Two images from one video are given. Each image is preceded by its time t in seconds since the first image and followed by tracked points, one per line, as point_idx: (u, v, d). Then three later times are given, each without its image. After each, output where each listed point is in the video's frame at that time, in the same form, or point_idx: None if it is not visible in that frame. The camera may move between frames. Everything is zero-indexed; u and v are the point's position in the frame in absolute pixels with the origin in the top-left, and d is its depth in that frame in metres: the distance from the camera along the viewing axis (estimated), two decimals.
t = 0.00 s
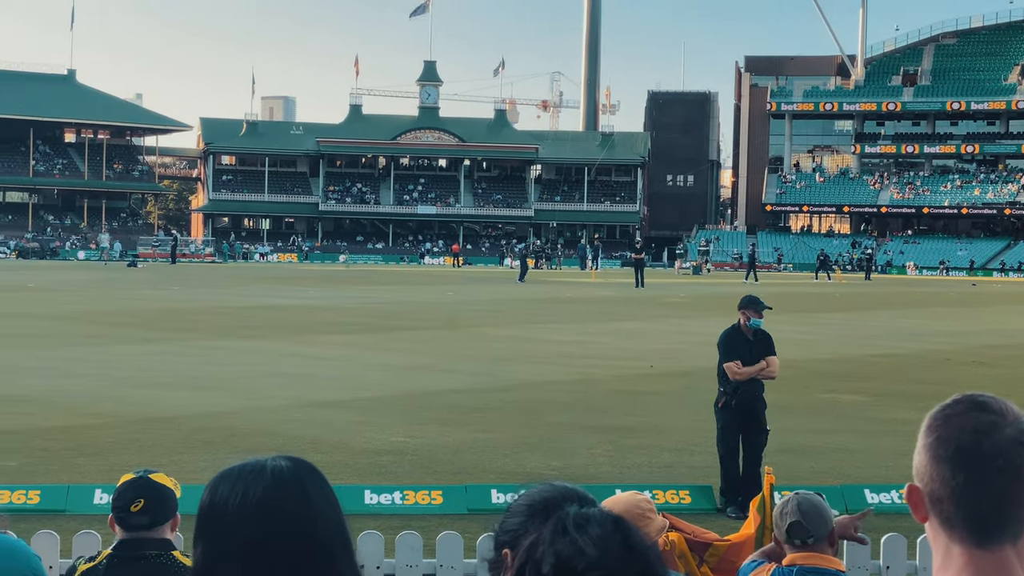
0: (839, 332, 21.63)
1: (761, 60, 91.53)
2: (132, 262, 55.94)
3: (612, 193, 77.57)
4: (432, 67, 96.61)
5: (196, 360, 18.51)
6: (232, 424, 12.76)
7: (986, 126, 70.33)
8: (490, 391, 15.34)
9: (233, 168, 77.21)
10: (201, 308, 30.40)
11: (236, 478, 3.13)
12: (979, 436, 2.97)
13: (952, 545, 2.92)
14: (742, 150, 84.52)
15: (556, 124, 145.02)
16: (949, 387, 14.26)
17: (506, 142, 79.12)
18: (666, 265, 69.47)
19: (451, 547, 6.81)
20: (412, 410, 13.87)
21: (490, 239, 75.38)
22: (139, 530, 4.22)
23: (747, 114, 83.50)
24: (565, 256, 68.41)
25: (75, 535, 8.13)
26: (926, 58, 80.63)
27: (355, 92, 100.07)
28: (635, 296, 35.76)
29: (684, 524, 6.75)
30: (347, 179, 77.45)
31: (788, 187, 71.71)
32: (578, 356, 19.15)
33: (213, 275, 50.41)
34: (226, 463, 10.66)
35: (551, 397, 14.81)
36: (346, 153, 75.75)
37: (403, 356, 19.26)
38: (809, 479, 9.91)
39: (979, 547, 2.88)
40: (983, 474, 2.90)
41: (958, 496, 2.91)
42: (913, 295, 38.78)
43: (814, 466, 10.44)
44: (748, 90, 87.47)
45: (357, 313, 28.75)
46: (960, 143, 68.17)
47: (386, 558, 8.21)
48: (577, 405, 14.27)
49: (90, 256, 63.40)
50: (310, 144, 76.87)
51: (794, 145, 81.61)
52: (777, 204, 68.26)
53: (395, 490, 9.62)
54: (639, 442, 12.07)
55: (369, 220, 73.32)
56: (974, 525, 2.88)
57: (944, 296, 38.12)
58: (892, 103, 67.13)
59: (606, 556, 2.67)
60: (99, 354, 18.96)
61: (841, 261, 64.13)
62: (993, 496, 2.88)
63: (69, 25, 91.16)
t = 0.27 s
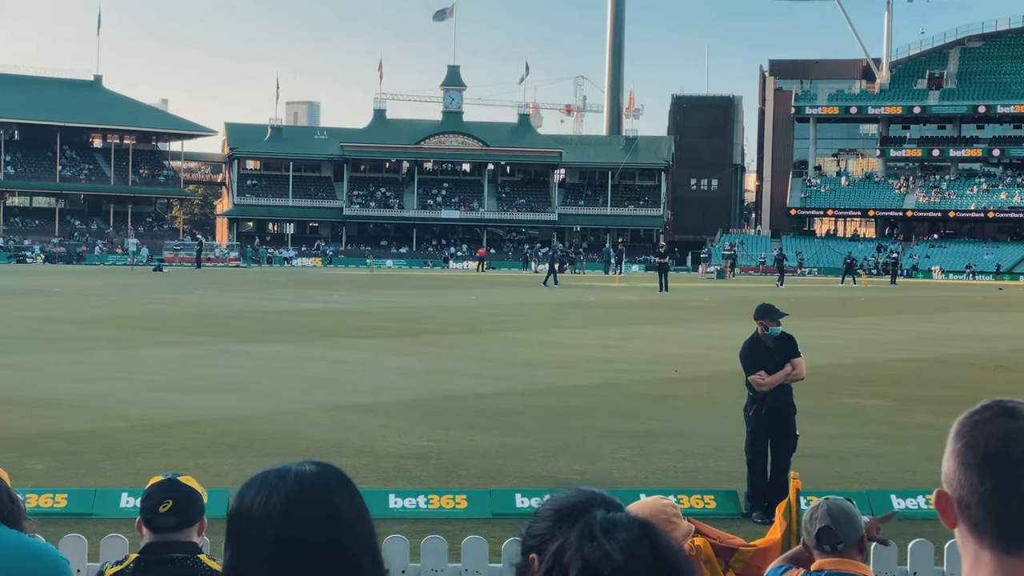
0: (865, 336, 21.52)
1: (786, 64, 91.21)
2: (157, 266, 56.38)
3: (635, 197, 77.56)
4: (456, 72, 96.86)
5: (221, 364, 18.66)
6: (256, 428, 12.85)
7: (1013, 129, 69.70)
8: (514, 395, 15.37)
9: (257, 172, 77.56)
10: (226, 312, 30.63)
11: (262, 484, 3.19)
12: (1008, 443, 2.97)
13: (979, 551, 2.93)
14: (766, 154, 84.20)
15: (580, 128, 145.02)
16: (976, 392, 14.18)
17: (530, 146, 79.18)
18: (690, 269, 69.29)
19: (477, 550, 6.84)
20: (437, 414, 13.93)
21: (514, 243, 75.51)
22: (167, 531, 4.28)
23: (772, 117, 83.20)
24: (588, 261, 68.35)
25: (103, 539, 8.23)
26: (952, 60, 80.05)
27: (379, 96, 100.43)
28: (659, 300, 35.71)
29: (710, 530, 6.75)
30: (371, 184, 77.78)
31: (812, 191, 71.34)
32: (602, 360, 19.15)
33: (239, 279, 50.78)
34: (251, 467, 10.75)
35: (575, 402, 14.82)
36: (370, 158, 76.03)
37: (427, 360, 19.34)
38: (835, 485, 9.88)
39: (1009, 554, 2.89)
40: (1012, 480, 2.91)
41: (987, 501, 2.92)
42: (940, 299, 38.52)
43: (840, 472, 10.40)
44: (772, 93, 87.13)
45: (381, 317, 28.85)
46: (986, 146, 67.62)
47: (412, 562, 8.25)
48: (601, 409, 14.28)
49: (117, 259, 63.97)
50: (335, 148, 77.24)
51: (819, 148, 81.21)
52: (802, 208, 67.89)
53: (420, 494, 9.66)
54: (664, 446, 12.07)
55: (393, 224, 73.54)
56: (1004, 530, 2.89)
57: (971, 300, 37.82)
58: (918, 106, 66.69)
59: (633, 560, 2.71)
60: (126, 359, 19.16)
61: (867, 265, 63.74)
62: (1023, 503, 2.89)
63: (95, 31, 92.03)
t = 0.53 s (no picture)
0: (891, 341, 21.39)
1: (810, 68, 90.77)
2: (182, 271, 56.81)
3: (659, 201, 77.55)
4: (479, 77, 97.07)
5: (247, 369, 18.80)
6: (281, 433, 12.95)
7: None
8: (538, 400, 15.41)
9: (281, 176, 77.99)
10: (251, 317, 30.84)
11: (287, 488, 3.25)
12: None
13: (1009, 558, 2.93)
14: (791, 158, 83.81)
15: (604, 132, 144.90)
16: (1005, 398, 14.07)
17: (553, 150, 79.21)
18: (714, 274, 69.00)
19: (500, 555, 6.87)
20: (461, 419, 13.98)
21: (537, 247, 75.54)
22: (195, 534, 4.35)
23: (796, 121, 82.81)
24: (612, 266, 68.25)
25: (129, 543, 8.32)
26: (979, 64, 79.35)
27: (403, 102, 100.81)
28: (683, 305, 35.62)
29: (736, 535, 6.73)
30: (394, 189, 78.00)
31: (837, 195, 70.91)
32: (627, 365, 19.15)
33: (263, 284, 51.05)
34: (276, 471, 10.84)
35: (599, 407, 14.84)
36: (394, 162, 76.30)
37: (451, 365, 19.41)
38: (861, 490, 9.85)
39: None
40: None
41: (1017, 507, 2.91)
42: (967, 303, 38.22)
43: (866, 477, 10.35)
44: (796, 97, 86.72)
45: (404, 322, 28.96)
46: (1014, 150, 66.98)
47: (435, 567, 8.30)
48: (625, 415, 14.27)
49: (142, 265, 64.47)
50: (358, 153, 77.54)
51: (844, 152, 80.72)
52: (826, 212, 67.51)
53: (444, 498, 9.70)
54: (688, 452, 12.05)
55: (416, 229, 73.77)
56: None
57: (999, 305, 37.47)
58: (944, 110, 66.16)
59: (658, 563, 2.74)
60: (152, 363, 19.35)
61: (892, 269, 63.30)
62: None
63: (122, 38, 92.92)
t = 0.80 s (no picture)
0: (918, 345, 21.27)
1: (836, 72, 90.39)
2: (208, 276, 57.35)
3: (684, 207, 77.74)
4: (503, 82, 97.30)
5: (272, 374, 18.95)
6: (307, 438, 13.05)
7: None
8: (562, 405, 15.44)
9: (306, 182, 78.53)
10: (276, 322, 31.03)
11: (309, 494, 3.32)
12: None
13: None
14: (816, 162, 83.47)
15: (628, 137, 144.76)
16: None
17: (577, 156, 79.32)
18: (738, 279, 68.78)
19: (524, 559, 6.91)
20: (485, 424, 14.03)
21: (561, 253, 75.66)
22: (221, 537, 4.42)
23: (821, 126, 82.50)
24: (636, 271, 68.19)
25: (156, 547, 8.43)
26: (1006, 67, 78.72)
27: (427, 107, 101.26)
28: (708, 310, 35.54)
29: (762, 541, 6.72)
30: (419, 194, 78.26)
31: (863, 200, 70.55)
32: (651, 370, 19.16)
33: (288, 289, 51.42)
34: (302, 476, 10.93)
35: (623, 412, 14.84)
36: (418, 168, 76.67)
37: (475, 369, 19.50)
38: (887, 497, 9.80)
39: None
40: None
41: None
42: (995, 308, 37.88)
43: (892, 482, 10.30)
44: (821, 101, 86.37)
45: (429, 327, 29.07)
46: None
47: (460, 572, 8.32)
48: (649, 420, 14.29)
49: (168, 270, 65.11)
50: (383, 158, 77.89)
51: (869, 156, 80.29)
52: (852, 216, 67.16)
53: (468, 503, 9.74)
54: (712, 457, 12.05)
55: (441, 234, 74.07)
56: None
57: None
58: (971, 113, 65.63)
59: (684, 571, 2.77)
60: (178, 368, 19.53)
61: (918, 273, 62.92)
62: None
63: (148, 46, 93.73)
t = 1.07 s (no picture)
0: (945, 351, 21.11)
1: (861, 76, 89.87)
2: (233, 282, 57.78)
3: (708, 212, 77.64)
4: (527, 88, 97.44)
5: (298, 379, 19.07)
6: (331, 443, 13.12)
7: None
8: (586, 411, 15.45)
9: (331, 188, 78.95)
10: (302, 327, 31.23)
11: (331, 500, 3.36)
12: None
13: None
14: (841, 167, 82.95)
15: (652, 143, 144.51)
16: None
17: (601, 161, 79.31)
18: (763, 285, 68.56)
19: (549, 565, 6.94)
20: (509, 429, 14.07)
21: (586, 258, 75.66)
22: (242, 542, 4.48)
23: (847, 130, 82.01)
24: (661, 277, 68.11)
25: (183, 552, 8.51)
26: None
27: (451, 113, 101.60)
28: (733, 315, 35.42)
29: (788, 548, 6.72)
30: (443, 200, 78.48)
31: (888, 205, 70.12)
32: (676, 376, 19.15)
33: (313, 295, 51.73)
34: (327, 482, 10.99)
35: (647, 418, 14.83)
36: (443, 174, 76.91)
37: (499, 375, 19.54)
38: (914, 503, 9.74)
39: None
40: None
41: None
42: None
43: (918, 489, 10.24)
44: (847, 106, 85.89)
45: (453, 332, 29.15)
46: None
47: None
48: (674, 426, 14.27)
49: (193, 276, 65.65)
50: (407, 165, 78.12)
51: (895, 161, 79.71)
52: (877, 222, 66.75)
53: (493, 509, 9.77)
54: (738, 463, 12.03)
55: (465, 240, 74.27)
56: None
57: None
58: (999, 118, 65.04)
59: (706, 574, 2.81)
60: (205, 374, 19.70)
61: (945, 279, 62.39)
62: None
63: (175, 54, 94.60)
